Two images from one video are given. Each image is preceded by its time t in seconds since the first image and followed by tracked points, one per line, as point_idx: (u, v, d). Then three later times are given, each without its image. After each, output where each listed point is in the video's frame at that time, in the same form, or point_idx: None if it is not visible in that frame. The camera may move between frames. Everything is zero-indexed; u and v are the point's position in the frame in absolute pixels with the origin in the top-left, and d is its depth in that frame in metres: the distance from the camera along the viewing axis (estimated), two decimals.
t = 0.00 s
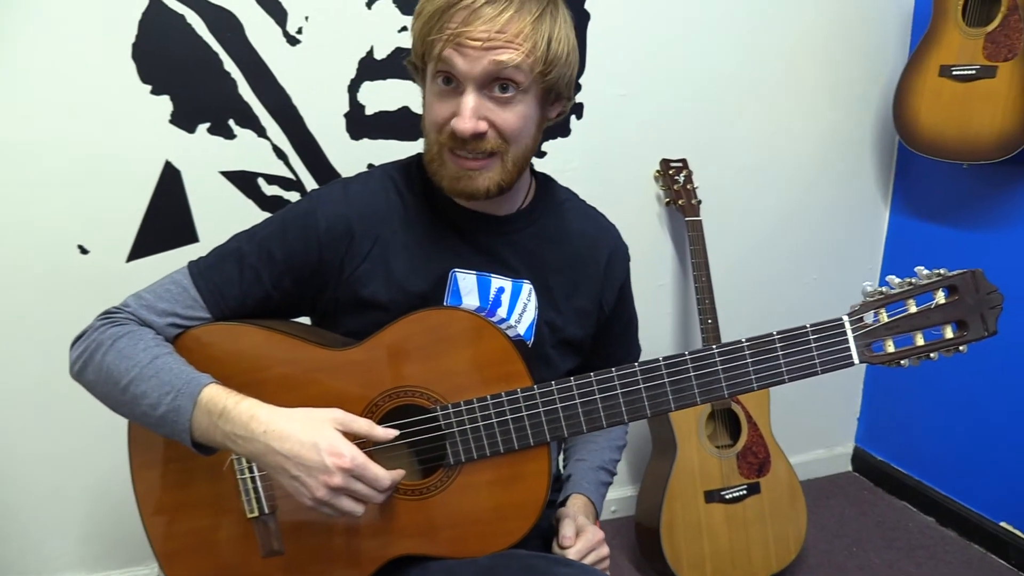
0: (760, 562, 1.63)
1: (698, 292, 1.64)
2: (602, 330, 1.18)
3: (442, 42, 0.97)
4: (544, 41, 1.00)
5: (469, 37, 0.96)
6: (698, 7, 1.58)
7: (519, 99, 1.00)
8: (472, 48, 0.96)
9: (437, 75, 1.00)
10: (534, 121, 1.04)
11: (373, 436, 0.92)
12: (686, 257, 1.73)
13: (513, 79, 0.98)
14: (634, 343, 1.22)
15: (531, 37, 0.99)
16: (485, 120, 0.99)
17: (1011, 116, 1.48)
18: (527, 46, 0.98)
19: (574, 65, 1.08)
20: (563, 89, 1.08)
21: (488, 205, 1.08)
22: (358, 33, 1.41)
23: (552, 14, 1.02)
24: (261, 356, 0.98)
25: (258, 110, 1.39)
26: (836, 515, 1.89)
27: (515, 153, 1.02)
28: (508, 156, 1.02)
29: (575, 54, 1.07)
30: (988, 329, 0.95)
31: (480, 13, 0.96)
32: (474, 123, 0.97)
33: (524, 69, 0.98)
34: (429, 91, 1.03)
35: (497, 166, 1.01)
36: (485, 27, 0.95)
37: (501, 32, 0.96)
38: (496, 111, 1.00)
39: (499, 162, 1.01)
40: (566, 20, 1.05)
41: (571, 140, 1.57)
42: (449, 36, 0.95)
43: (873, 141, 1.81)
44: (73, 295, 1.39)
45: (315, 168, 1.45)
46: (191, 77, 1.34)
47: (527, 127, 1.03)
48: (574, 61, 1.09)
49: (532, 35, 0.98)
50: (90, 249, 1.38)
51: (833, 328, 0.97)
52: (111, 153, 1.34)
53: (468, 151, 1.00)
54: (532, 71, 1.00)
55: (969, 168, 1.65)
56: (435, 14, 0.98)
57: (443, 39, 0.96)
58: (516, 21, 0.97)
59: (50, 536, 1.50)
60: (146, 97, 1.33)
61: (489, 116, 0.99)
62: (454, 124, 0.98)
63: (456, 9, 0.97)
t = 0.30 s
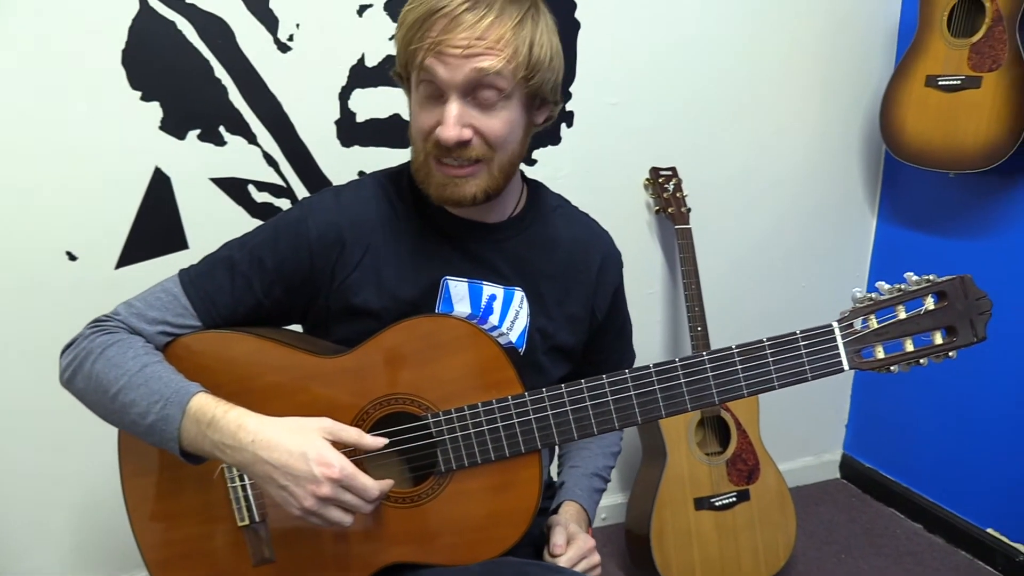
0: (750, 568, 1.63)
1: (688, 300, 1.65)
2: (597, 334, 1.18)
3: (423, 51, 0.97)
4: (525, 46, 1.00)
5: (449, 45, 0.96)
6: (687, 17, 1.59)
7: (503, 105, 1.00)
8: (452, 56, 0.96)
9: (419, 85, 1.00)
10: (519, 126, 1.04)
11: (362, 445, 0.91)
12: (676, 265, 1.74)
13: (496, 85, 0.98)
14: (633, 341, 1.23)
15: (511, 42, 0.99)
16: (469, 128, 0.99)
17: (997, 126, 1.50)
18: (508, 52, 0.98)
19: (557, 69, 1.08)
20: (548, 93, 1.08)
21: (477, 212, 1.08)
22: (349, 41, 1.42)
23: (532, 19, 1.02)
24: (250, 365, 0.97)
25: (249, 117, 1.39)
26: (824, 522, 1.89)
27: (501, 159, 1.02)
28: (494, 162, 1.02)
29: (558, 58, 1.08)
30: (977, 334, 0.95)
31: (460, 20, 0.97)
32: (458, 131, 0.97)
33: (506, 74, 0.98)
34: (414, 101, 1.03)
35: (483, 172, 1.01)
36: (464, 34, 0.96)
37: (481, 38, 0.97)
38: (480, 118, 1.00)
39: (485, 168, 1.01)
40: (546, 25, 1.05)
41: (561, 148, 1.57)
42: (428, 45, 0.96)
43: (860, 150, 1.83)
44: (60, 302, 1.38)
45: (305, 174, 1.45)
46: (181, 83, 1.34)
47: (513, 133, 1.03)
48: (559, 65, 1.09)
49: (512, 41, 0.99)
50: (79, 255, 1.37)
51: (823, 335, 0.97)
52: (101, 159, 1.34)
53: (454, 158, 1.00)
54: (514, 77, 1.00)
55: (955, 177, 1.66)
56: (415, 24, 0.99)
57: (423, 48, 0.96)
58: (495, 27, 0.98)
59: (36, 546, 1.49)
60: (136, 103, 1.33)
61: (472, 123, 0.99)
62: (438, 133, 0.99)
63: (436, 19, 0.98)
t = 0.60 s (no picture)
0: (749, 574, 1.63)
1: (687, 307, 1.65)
2: (596, 341, 1.18)
3: (407, 66, 0.98)
4: (509, 57, 0.99)
5: (431, 59, 0.96)
6: (687, 25, 1.60)
7: (488, 118, 1.00)
8: (435, 71, 0.96)
9: (406, 100, 1.01)
10: (508, 138, 1.04)
11: (361, 453, 0.92)
12: (675, 272, 1.74)
13: (481, 98, 0.98)
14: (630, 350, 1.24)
15: (495, 54, 0.98)
16: (455, 142, 0.99)
17: (994, 135, 1.50)
18: (491, 64, 0.98)
19: (546, 79, 1.08)
20: (536, 104, 1.07)
21: (473, 222, 1.08)
22: (350, 47, 1.43)
23: (517, 29, 1.02)
24: (249, 374, 0.97)
25: (250, 124, 1.40)
26: (823, 530, 1.89)
27: (489, 172, 1.02)
28: (482, 175, 1.02)
29: (546, 67, 1.07)
30: (973, 335, 0.97)
31: (442, 34, 0.97)
32: (443, 145, 0.97)
33: (489, 87, 0.98)
34: (403, 116, 1.04)
35: (471, 186, 1.01)
36: (446, 48, 0.96)
37: (463, 51, 0.96)
38: (466, 131, 0.99)
39: (472, 181, 1.01)
40: (533, 34, 1.04)
41: (561, 155, 1.58)
42: (411, 61, 0.96)
43: (859, 158, 1.83)
44: (61, 307, 1.38)
45: (306, 181, 1.46)
46: (183, 90, 1.35)
47: (500, 145, 1.03)
48: (548, 74, 1.08)
49: (495, 52, 0.98)
50: (80, 261, 1.37)
51: (819, 338, 0.98)
52: (102, 165, 1.34)
53: (441, 172, 1.00)
54: (499, 88, 0.99)
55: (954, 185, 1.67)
56: (400, 41, 0.99)
57: (407, 64, 0.97)
58: (478, 40, 0.97)
59: (34, 551, 1.48)
60: (137, 109, 1.33)
61: (458, 137, 0.99)
62: (425, 148, 0.99)
63: (419, 33, 0.98)
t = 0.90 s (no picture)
0: None
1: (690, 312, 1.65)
2: (591, 345, 1.18)
3: (390, 86, 0.96)
4: (493, 72, 0.99)
5: (415, 79, 0.95)
6: (690, 31, 1.60)
7: (476, 134, 1.00)
8: (419, 92, 0.95)
9: (390, 119, 1.00)
10: (496, 152, 1.04)
11: (353, 469, 0.91)
12: (678, 277, 1.74)
13: (467, 116, 0.97)
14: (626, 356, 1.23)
15: (479, 70, 0.97)
16: (443, 161, 0.98)
17: (997, 140, 1.51)
18: (476, 80, 0.97)
19: (531, 89, 1.07)
20: (523, 114, 1.07)
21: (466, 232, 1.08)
22: (353, 53, 1.43)
23: (501, 42, 1.01)
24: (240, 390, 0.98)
25: (254, 129, 1.40)
26: (827, 536, 1.89)
27: (479, 188, 1.02)
28: (472, 191, 1.02)
29: (531, 77, 1.06)
30: (967, 324, 0.95)
31: (425, 53, 0.95)
32: (432, 166, 0.97)
33: (475, 105, 0.97)
34: (388, 133, 1.03)
35: (461, 202, 1.01)
36: (430, 67, 0.95)
37: (447, 69, 0.95)
38: (454, 149, 0.99)
39: (463, 198, 1.01)
40: (516, 45, 1.03)
41: (564, 160, 1.58)
42: (394, 82, 0.95)
43: (862, 164, 1.84)
44: (65, 311, 1.38)
45: (309, 186, 1.46)
46: (188, 95, 1.35)
47: (489, 160, 1.03)
48: (533, 82, 1.07)
49: (479, 68, 0.97)
50: (84, 265, 1.38)
51: (813, 334, 0.96)
52: (107, 170, 1.35)
53: (431, 191, 1.00)
54: (485, 105, 0.99)
55: (957, 191, 1.67)
56: (382, 59, 0.98)
57: (390, 85, 0.96)
58: (461, 57, 0.96)
59: (39, 554, 1.49)
60: (142, 114, 1.34)
61: (446, 156, 0.99)
62: (413, 168, 0.99)
63: (401, 52, 0.97)
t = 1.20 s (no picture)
0: None
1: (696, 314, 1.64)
2: (589, 345, 1.17)
3: (369, 103, 0.94)
4: (474, 80, 0.96)
5: (394, 95, 0.93)
6: (696, 32, 1.60)
7: (459, 145, 0.97)
8: (399, 108, 0.93)
9: (372, 134, 0.98)
10: (483, 159, 1.02)
11: (346, 484, 0.92)
12: (683, 279, 1.74)
13: (450, 128, 0.95)
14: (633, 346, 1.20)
15: (459, 79, 0.94)
16: (429, 174, 0.97)
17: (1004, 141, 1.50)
18: (455, 91, 0.94)
19: (515, 90, 1.04)
20: (508, 117, 1.04)
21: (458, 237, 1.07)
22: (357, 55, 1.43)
23: (477, 47, 0.97)
24: (231, 402, 0.98)
25: (260, 132, 1.40)
26: (833, 539, 1.88)
27: (468, 196, 1.00)
28: (461, 201, 1.00)
29: (512, 79, 1.02)
30: (968, 312, 0.93)
31: (400, 68, 0.92)
32: (418, 180, 0.95)
33: (456, 116, 0.95)
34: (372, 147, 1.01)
35: (451, 212, 1.00)
36: (408, 82, 0.92)
37: (426, 82, 0.93)
38: (440, 161, 0.97)
39: (452, 208, 1.00)
40: (494, 47, 0.99)
41: (569, 162, 1.58)
42: (372, 100, 0.93)
43: (867, 166, 1.83)
44: (71, 313, 1.38)
45: (314, 188, 1.46)
46: (194, 97, 1.35)
47: (476, 169, 1.00)
48: (516, 83, 1.04)
49: (460, 78, 0.94)
50: (90, 267, 1.38)
51: (810, 328, 0.95)
52: (112, 173, 1.35)
53: (419, 204, 0.98)
54: (467, 115, 0.96)
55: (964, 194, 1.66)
56: (358, 76, 0.95)
57: (369, 102, 0.93)
58: (440, 67, 0.93)
59: (48, 556, 1.49)
60: (148, 117, 1.34)
61: (432, 169, 0.97)
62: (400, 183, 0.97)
63: (377, 66, 0.94)
